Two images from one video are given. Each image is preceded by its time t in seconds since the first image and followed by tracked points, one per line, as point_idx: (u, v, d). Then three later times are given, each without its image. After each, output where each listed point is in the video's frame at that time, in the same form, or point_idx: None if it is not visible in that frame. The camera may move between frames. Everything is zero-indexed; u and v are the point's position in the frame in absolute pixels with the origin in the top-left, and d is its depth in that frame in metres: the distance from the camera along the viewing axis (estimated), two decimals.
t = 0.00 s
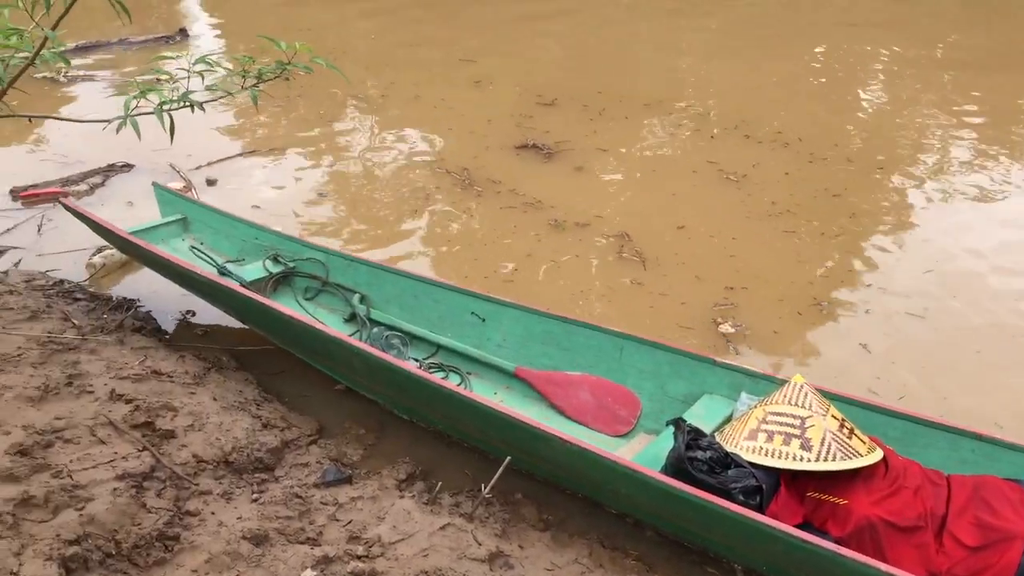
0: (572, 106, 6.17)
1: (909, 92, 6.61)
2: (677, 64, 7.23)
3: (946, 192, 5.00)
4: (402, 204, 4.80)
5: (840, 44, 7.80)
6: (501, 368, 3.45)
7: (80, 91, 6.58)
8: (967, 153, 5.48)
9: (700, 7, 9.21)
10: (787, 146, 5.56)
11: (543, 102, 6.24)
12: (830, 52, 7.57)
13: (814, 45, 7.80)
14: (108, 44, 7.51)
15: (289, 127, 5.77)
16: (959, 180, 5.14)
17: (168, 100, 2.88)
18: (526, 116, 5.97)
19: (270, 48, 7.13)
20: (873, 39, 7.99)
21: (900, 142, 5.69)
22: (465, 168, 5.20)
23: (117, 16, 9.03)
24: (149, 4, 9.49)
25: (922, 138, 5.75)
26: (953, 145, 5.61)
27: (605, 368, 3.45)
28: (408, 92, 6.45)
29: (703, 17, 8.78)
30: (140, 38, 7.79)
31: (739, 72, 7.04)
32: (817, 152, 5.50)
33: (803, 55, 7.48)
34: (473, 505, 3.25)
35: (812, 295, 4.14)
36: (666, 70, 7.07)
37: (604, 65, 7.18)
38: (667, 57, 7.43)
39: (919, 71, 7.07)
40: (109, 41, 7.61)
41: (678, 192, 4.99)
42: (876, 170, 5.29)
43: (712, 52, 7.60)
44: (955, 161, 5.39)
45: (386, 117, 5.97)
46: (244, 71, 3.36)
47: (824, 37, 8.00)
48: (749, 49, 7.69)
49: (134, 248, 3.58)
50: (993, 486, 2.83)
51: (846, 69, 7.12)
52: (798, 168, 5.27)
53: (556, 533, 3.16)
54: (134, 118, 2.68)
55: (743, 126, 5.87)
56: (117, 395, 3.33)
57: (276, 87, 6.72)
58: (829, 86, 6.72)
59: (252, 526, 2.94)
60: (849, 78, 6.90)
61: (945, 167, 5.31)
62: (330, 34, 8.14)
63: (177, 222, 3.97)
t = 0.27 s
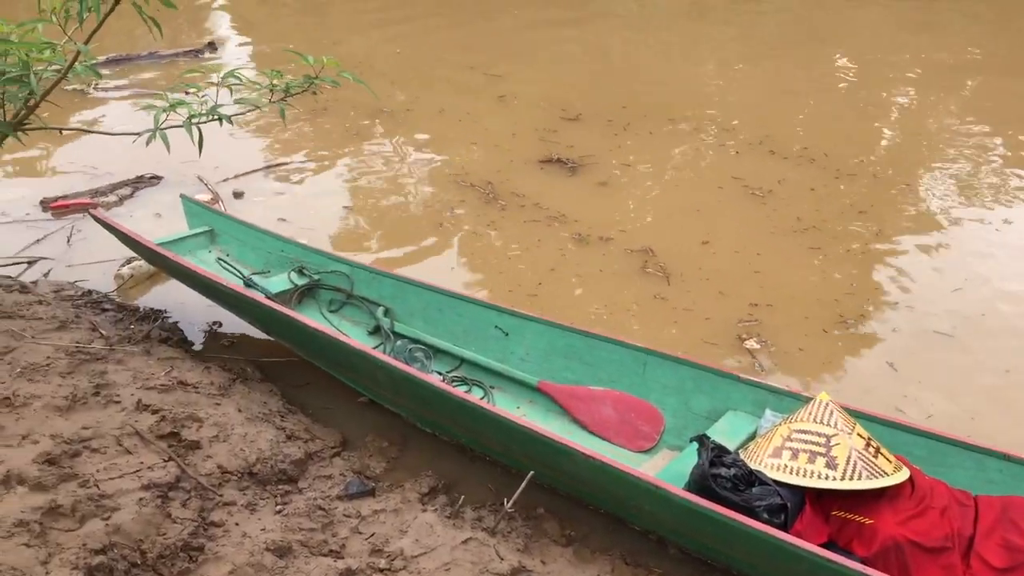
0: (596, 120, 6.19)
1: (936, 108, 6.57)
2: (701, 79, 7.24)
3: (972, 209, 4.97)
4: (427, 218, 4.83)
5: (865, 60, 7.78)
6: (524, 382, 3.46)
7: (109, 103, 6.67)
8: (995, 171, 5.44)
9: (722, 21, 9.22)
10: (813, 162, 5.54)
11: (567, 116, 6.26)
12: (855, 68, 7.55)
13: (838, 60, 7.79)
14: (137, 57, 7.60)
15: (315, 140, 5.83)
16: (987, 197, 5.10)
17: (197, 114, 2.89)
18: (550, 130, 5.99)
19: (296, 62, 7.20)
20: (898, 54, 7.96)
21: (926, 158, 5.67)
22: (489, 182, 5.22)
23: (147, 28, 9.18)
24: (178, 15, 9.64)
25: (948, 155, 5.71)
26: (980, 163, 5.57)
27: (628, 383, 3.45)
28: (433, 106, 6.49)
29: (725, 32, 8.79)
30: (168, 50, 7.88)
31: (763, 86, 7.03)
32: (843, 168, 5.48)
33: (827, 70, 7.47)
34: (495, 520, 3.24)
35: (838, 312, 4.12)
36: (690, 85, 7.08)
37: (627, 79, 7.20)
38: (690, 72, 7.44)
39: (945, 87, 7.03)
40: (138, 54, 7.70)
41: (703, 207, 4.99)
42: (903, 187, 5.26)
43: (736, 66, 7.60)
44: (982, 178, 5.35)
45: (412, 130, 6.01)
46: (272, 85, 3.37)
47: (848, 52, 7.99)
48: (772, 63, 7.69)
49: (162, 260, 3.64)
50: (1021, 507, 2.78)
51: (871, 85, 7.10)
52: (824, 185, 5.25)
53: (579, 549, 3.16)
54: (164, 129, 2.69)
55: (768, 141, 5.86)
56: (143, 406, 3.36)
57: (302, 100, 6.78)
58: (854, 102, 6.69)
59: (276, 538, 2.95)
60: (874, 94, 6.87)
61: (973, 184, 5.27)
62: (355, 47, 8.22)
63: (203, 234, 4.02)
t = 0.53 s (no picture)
0: (611, 130, 6.20)
1: (953, 119, 6.55)
2: (715, 89, 7.25)
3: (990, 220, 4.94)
4: (442, 227, 4.85)
5: (880, 70, 7.76)
6: (538, 391, 3.46)
7: (128, 111, 6.72)
8: (1013, 182, 5.41)
9: (736, 31, 9.22)
10: (829, 172, 5.53)
11: (582, 126, 6.27)
12: (870, 78, 7.53)
13: (853, 70, 7.78)
14: (155, 65, 7.65)
15: (331, 148, 5.86)
16: (1005, 208, 5.07)
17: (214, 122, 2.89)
18: (565, 140, 6.00)
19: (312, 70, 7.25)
20: (913, 64, 7.93)
21: (943, 169, 5.65)
22: (503, 191, 5.24)
23: (166, 37, 9.28)
24: (196, 24, 9.74)
25: (965, 166, 5.69)
26: (998, 174, 5.54)
27: (643, 393, 3.44)
28: (448, 114, 6.52)
29: (739, 41, 8.79)
30: (186, 58, 7.94)
31: (778, 96, 7.03)
32: (860, 179, 5.46)
33: (841, 80, 7.46)
34: (510, 529, 3.24)
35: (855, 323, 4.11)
36: (705, 95, 7.09)
37: (641, 88, 7.21)
38: (705, 82, 7.45)
39: (961, 98, 7.00)
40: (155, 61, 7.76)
41: (718, 217, 4.99)
42: (919, 198, 5.24)
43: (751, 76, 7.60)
44: (1001, 189, 5.32)
45: (427, 139, 6.04)
46: (289, 93, 3.37)
47: (864, 62, 7.97)
48: (786, 73, 7.68)
49: (178, 267, 3.66)
50: None
51: (886, 95, 7.08)
52: (840, 195, 5.24)
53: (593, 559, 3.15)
54: (180, 137, 2.69)
55: (784, 152, 5.86)
56: (160, 412, 3.38)
57: (318, 108, 6.83)
58: (870, 112, 6.68)
59: (290, 545, 2.96)
60: (890, 104, 6.86)
61: (990, 196, 5.24)
62: (370, 55, 8.28)
63: (220, 241, 4.05)
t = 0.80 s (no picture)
0: (618, 133, 6.20)
1: (961, 123, 6.53)
2: (722, 93, 7.25)
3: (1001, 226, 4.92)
4: (450, 229, 4.85)
5: (888, 74, 7.74)
6: (545, 395, 3.46)
7: (136, 113, 6.74)
8: None
9: (742, 34, 9.22)
10: (837, 177, 5.53)
11: (589, 129, 6.27)
12: (878, 82, 7.52)
13: (861, 75, 7.76)
14: (164, 66, 7.67)
15: (339, 150, 5.87)
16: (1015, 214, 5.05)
17: (223, 124, 2.91)
18: (572, 143, 6.01)
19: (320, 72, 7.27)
20: (921, 68, 7.91)
21: (952, 174, 5.63)
22: (510, 194, 5.24)
23: (175, 39, 9.33)
24: (205, 26, 9.79)
25: (974, 171, 5.67)
26: (1008, 179, 5.52)
27: (650, 397, 3.44)
28: (455, 117, 6.53)
29: (745, 45, 8.79)
30: (194, 60, 7.96)
31: (785, 100, 7.02)
32: (867, 183, 5.45)
33: (849, 84, 7.45)
34: (516, 532, 3.24)
35: (863, 327, 4.10)
36: (712, 99, 7.08)
37: (649, 92, 7.21)
38: (712, 86, 7.45)
39: (970, 103, 6.97)
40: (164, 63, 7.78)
41: (726, 221, 4.99)
42: (927, 203, 5.23)
43: (758, 80, 7.60)
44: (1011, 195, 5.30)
45: (434, 141, 6.04)
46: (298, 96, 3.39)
47: (871, 67, 7.96)
48: (794, 77, 7.68)
49: (186, 269, 3.68)
50: None
51: (894, 100, 7.07)
52: (848, 200, 5.23)
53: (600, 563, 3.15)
54: (189, 139, 2.70)
55: (792, 156, 5.85)
56: (167, 413, 3.39)
57: (326, 110, 6.84)
58: (878, 116, 6.66)
59: (297, 547, 2.96)
60: (898, 109, 6.84)
61: (1000, 201, 5.22)
62: (378, 58, 8.30)
63: (228, 243, 4.06)
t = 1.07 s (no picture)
0: (620, 133, 6.20)
1: (963, 125, 6.52)
2: (724, 94, 7.24)
3: (1003, 229, 4.91)
4: (450, 229, 4.85)
5: (890, 75, 7.73)
6: (546, 395, 3.46)
7: (137, 112, 6.74)
8: None
9: (743, 35, 9.22)
10: (839, 178, 5.52)
11: (590, 129, 6.27)
12: (880, 83, 7.51)
13: (863, 76, 7.75)
14: (165, 65, 7.67)
15: (340, 150, 5.87)
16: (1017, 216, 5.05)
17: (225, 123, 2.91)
18: (573, 143, 6.00)
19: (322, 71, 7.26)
20: (923, 70, 7.90)
21: (954, 176, 5.62)
22: (511, 194, 5.24)
23: (176, 38, 9.33)
24: (206, 26, 9.78)
25: (977, 173, 5.66)
26: (1010, 181, 5.51)
27: (651, 397, 3.44)
28: (457, 117, 6.52)
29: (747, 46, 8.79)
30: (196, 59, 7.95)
31: (787, 101, 7.02)
32: (869, 185, 5.45)
33: (851, 86, 7.44)
34: (516, 532, 3.24)
35: (865, 328, 4.10)
36: (714, 99, 7.08)
37: (650, 92, 7.21)
38: (714, 86, 7.44)
39: (972, 104, 6.96)
40: (165, 62, 7.77)
41: (727, 222, 4.98)
42: (929, 204, 5.23)
43: (760, 81, 7.59)
44: (1013, 197, 5.29)
45: (436, 141, 6.04)
46: (299, 95, 3.39)
47: (873, 68, 7.95)
48: (795, 78, 7.67)
49: (187, 268, 3.68)
50: None
51: (896, 101, 7.06)
52: (850, 201, 5.23)
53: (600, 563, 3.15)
54: (190, 138, 2.69)
55: (793, 157, 5.85)
56: (168, 412, 3.38)
57: (327, 110, 6.84)
58: (880, 117, 6.65)
59: (297, 546, 2.96)
60: (900, 110, 6.83)
61: (1002, 203, 5.21)
62: (379, 58, 8.29)
63: (229, 242, 4.06)
